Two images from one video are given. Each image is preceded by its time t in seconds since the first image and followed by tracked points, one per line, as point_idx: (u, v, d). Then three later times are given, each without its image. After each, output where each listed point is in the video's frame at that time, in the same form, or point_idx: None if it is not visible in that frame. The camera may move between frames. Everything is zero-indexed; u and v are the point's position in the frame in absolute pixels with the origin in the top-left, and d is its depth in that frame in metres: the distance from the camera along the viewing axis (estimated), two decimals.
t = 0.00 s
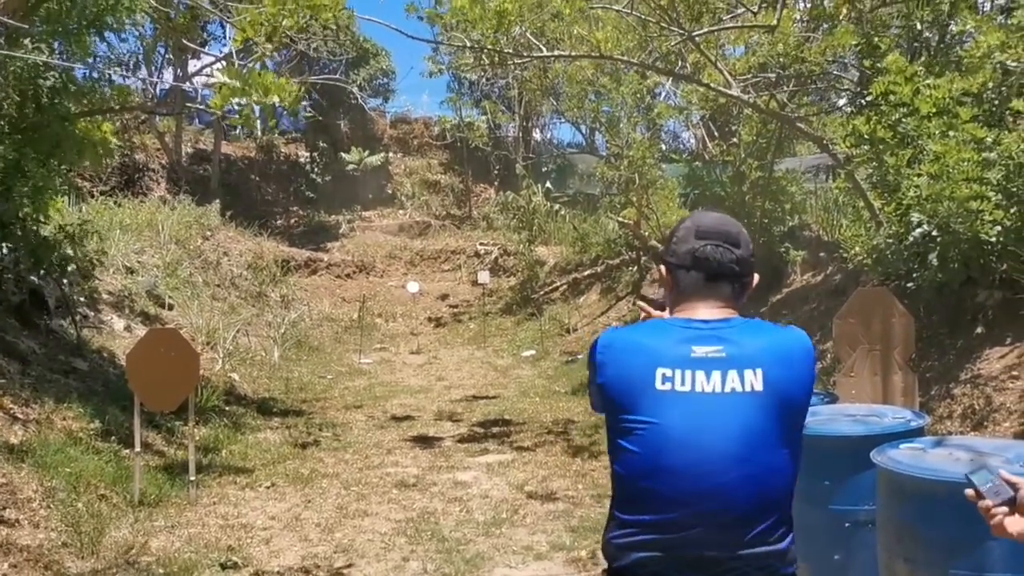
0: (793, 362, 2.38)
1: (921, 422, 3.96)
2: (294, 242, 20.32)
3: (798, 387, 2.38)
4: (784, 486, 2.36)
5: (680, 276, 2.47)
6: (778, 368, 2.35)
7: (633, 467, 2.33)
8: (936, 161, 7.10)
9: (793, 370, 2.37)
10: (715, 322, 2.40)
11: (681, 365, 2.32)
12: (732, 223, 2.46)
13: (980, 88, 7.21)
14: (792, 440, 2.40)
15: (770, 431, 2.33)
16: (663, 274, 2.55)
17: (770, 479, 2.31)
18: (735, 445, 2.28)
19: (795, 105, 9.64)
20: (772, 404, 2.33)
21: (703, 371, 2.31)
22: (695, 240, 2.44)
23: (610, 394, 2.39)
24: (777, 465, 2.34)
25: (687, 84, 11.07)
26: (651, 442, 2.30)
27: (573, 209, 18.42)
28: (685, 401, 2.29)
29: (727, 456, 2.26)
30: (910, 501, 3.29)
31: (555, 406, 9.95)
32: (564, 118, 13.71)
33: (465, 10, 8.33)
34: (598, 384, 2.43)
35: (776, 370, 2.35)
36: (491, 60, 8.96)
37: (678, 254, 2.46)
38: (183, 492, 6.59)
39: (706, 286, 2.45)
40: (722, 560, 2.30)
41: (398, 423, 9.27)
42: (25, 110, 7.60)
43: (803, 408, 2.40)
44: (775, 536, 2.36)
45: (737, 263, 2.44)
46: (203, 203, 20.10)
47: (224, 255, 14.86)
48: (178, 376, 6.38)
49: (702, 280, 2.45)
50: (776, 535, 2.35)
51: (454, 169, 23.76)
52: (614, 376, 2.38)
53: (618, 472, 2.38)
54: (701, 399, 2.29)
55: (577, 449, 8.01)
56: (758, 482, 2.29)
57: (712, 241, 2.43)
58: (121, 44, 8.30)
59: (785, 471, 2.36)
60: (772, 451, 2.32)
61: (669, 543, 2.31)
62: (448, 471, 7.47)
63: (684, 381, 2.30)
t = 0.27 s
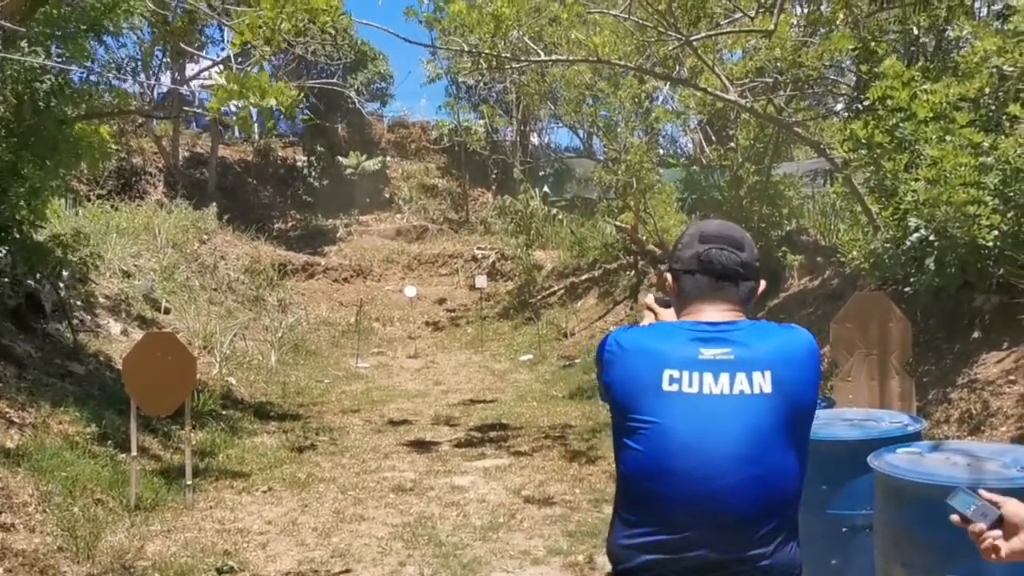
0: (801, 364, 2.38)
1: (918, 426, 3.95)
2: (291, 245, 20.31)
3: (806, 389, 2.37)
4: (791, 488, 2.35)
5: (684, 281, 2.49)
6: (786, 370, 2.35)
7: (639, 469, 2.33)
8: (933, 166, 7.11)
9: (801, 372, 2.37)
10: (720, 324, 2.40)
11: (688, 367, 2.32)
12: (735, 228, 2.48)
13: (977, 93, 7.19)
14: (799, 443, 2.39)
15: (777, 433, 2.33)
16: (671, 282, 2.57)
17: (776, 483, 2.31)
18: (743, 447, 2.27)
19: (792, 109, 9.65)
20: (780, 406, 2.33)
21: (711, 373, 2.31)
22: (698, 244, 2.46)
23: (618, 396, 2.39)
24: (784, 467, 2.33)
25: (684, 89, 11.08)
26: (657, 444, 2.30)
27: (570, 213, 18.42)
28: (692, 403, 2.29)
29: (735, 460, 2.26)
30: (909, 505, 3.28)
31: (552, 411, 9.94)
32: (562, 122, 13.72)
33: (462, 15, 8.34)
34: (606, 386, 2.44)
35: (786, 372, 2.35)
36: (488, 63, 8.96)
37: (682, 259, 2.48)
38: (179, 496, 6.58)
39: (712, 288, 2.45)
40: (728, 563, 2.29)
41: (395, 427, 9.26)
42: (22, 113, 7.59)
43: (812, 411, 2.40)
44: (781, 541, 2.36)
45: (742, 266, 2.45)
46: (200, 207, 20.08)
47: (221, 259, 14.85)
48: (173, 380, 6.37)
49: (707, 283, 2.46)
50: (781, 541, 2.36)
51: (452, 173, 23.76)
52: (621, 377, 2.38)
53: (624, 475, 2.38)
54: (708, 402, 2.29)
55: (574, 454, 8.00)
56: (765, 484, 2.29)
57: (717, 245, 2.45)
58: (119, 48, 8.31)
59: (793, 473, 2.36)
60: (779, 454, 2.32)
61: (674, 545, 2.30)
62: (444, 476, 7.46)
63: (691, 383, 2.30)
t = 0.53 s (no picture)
0: (805, 369, 2.38)
1: (915, 428, 3.95)
2: (289, 247, 20.30)
3: (811, 394, 2.37)
4: (794, 493, 2.35)
5: (689, 285, 2.49)
6: (791, 374, 2.35)
7: (641, 472, 2.33)
8: (931, 169, 7.11)
9: (805, 377, 2.37)
10: (724, 328, 2.40)
11: (692, 370, 2.33)
12: (740, 233, 2.48)
13: (975, 96, 7.22)
14: (803, 448, 2.39)
15: (781, 437, 2.32)
16: (676, 288, 2.57)
17: (779, 487, 2.31)
18: (746, 451, 2.27)
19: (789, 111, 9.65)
20: (784, 410, 2.33)
21: (715, 376, 2.31)
22: (704, 249, 2.47)
23: (621, 399, 2.40)
24: (787, 471, 2.33)
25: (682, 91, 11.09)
26: (659, 447, 2.30)
27: (568, 215, 18.42)
28: (695, 406, 2.29)
29: (737, 463, 2.26)
30: (906, 508, 3.27)
31: (550, 413, 9.94)
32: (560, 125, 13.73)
33: (460, 17, 8.33)
34: (610, 389, 2.45)
35: (791, 377, 2.35)
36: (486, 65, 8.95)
37: (688, 264, 2.49)
38: (176, 498, 6.57)
39: (717, 292, 2.46)
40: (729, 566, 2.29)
41: (392, 429, 9.25)
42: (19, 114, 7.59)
43: (816, 416, 2.39)
44: (784, 546, 2.35)
45: (748, 270, 2.45)
46: (198, 209, 20.07)
47: (218, 261, 14.84)
48: (170, 383, 6.37)
49: (712, 286, 2.46)
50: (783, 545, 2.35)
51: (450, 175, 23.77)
52: (625, 380, 2.39)
53: (626, 478, 2.38)
54: (711, 405, 2.29)
55: (572, 456, 8.00)
56: (767, 488, 2.28)
57: (722, 249, 2.45)
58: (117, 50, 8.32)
59: (796, 478, 2.35)
60: (783, 457, 2.31)
61: (675, 548, 2.31)
62: (442, 478, 7.46)
63: (695, 386, 2.31)
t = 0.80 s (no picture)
0: (807, 370, 2.38)
1: (913, 430, 3.95)
2: (287, 247, 20.29)
3: (811, 396, 2.37)
4: (794, 494, 2.35)
5: (689, 286, 2.49)
6: (792, 376, 2.35)
7: (641, 473, 2.33)
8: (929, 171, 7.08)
9: (806, 379, 2.37)
10: (724, 329, 2.41)
11: (693, 372, 2.32)
12: (741, 233, 2.48)
13: (973, 98, 7.20)
14: (803, 449, 2.39)
15: (782, 439, 2.32)
16: (677, 289, 2.58)
17: (780, 489, 2.31)
18: (747, 453, 2.27)
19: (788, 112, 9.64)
20: (785, 412, 2.33)
21: (716, 378, 2.31)
22: (705, 250, 2.47)
23: (622, 401, 2.40)
24: (788, 472, 2.33)
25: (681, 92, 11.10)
26: (659, 449, 2.30)
27: (567, 216, 18.42)
28: (696, 407, 2.29)
29: (738, 465, 2.26)
30: (903, 509, 3.27)
31: (549, 413, 9.94)
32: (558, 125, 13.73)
33: (459, 17, 8.32)
34: (611, 391, 2.45)
35: (792, 378, 2.35)
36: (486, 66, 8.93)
37: (689, 265, 2.49)
38: (174, 498, 6.57)
39: (717, 293, 2.46)
40: (729, 568, 2.29)
41: (390, 430, 9.25)
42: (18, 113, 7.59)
43: (817, 417, 2.40)
44: (784, 548, 2.35)
45: (749, 272, 2.45)
46: (196, 208, 20.06)
47: (217, 260, 14.84)
48: (169, 384, 6.37)
49: (713, 288, 2.46)
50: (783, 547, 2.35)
51: (448, 176, 23.77)
52: (625, 381, 2.39)
53: (626, 479, 2.38)
54: (712, 407, 2.29)
55: (570, 457, 8.00)
56: (767, 490, 2.29)
57: (723, 250, 2.45)
58: (115, 49, 8.31)
59: (796, 479, 2.35)
60: (783, 459, 2.32)
61: (674, 550, 2.31)
62: (440, 478, 7.45)
63: (696, 388, 2.31)
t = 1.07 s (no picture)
0: (807, 370, 2.37)
1: (912, 430, 3.95)
2: (286, 247, 20.28)
3: (811, 396, 2.37)
4: (794, 495, 2.34)
5: (689, 286, 2.49)
6: (792, 375, 2.35)
7: (640, 474, 2.33)
8: (928, 170, 7.08)
9: (806, 378, 2.37)
10: (724, 329, 2.40)
11: (693, 372, 2.32)
12: (740, 233, 2.48)
13: (972, 98, 7.21)
14: (803, 450, 2.38)
15: (782, 439, 2.32)
16: (677, 288, 2.57)
17: (780, 490, 2.30)
18: (746, 453, 2.26)
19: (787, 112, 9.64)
20: (785, 412, 2.32)
21: (716, 378, 2.31)
22: (704, 249, 2.46)
23: (622, 401, 2.39)
24: (788, 473, 2.32)
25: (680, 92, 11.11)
26: (659, 449, 2.30)
27: (566, 216, 18.42)
28: (696, 408, 2.29)
29: (738, 465, 2.25)
30: (903, 510, 3.27)
31: (547, 414, 9.93)
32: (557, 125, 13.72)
33: (458, 17, 8.32)
34: (610, 391, 2.44)
35: (792, 379, 2.34)
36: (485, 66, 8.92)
37: (688, 264, 2.49)
38: (172, 498, 6.55)
39: (716, 293, 2.45)
40: (729, 569, 2.29)
41: (388, 430, 9.23)
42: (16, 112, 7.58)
43: (817, 417, 2.39)
44: (784, 548, 2.35)
45: (748, 272, 2.45)
46: (194, 208, 20.05)
47: (215, 260, 14.83)
48: (167, 384, 6.36)
49: (712, 287, 2.46)
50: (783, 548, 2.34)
51: (447, 176, 23.76)
52: (625, 381, 2.39)
53: (626, 480, 2.38)
54: (712, 407, 2.28)
55: (568, 457, 7.99)
56: (768, 490, 2.28)
57: (722, 250, 2.45)
58: (114, 48, 8.30)
59: (796, 480, 2.35)
60: (783, 459, 2.31)
61: (673, 550, 2.30)
62: (439, 478, 7.45)
63: (696, 388, 2.31)
